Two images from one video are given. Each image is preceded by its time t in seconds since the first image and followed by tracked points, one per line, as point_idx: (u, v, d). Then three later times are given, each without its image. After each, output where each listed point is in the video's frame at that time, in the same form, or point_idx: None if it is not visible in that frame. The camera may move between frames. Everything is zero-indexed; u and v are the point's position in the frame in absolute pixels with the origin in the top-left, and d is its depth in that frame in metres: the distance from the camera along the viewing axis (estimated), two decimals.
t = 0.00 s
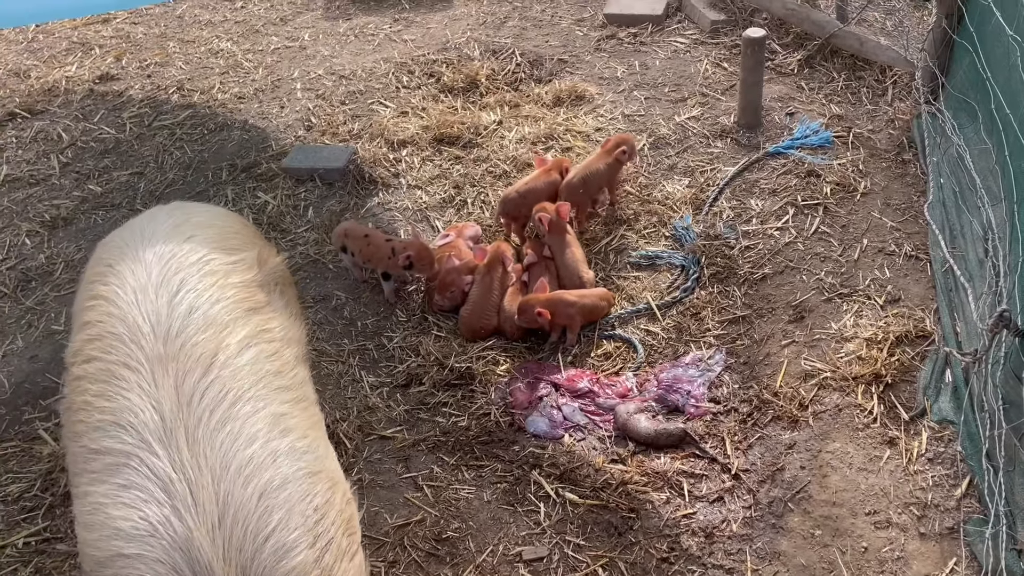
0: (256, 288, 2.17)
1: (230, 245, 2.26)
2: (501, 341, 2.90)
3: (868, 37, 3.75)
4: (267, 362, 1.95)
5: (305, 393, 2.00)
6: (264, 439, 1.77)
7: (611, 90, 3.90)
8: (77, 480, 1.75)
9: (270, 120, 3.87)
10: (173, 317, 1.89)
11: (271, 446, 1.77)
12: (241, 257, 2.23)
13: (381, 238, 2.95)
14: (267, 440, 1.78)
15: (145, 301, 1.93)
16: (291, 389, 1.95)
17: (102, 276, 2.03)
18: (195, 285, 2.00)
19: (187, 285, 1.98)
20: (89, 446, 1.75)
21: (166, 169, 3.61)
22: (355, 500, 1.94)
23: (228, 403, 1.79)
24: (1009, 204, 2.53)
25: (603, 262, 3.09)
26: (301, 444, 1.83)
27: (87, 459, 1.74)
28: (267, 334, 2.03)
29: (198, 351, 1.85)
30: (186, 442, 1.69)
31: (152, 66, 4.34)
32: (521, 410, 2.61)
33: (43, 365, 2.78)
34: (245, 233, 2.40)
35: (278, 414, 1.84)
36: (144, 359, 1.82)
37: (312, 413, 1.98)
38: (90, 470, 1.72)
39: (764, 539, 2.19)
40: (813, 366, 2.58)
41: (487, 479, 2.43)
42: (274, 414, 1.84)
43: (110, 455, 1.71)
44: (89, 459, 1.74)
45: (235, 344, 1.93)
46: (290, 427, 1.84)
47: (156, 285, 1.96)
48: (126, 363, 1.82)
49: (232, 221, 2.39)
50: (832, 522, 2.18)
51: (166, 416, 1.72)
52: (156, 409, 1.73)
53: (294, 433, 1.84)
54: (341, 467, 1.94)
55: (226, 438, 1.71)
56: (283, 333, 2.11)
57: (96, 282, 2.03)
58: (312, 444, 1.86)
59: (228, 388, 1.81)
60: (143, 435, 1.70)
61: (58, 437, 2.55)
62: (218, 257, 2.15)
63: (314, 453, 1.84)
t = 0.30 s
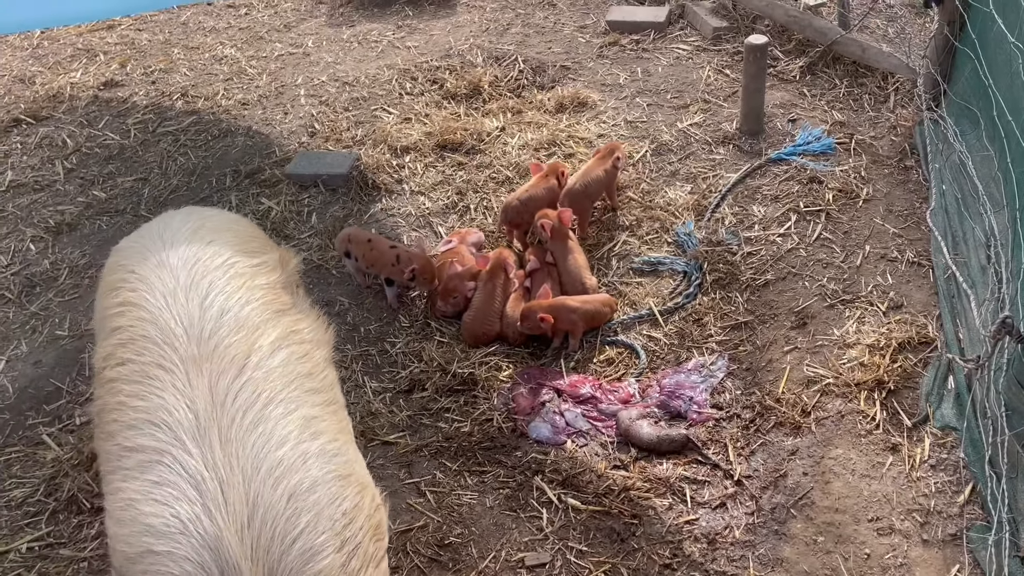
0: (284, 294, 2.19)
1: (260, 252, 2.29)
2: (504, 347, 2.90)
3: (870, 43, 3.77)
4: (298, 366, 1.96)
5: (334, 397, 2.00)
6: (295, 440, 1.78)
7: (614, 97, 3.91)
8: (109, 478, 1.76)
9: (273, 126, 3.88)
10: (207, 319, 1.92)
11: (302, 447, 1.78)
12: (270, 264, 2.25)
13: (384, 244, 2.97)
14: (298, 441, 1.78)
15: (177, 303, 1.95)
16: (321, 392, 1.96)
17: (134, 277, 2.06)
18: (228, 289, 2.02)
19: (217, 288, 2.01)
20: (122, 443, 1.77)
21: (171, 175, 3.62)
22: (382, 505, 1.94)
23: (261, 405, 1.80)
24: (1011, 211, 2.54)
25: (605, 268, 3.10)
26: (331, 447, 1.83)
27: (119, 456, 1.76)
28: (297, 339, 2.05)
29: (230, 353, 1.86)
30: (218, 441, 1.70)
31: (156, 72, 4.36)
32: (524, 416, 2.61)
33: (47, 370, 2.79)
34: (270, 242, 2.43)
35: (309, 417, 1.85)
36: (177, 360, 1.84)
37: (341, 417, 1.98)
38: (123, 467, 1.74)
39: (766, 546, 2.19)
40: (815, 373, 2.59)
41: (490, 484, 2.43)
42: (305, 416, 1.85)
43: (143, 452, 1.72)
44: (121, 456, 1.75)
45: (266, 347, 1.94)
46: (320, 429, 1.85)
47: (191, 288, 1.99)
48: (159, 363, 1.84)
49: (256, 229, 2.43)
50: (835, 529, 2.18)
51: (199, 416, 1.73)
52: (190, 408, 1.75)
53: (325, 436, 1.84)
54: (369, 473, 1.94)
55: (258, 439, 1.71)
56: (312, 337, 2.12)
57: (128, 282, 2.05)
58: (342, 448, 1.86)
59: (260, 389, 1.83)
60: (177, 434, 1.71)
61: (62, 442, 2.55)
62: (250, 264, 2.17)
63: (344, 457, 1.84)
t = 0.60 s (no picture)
0: (292, 297, 2.19)
1: (268, 256, 2.28)
2: (504, 349, 2.89)
3: (871, 45, 3.77)
4: (305, 369, 1.95)
5: (340, 400, 2.00)
6: (301, 443, 1.77)
7: (614, 98, 3.91)
8: (115, 480, 1.75)
9: (274, 128, 3.89)
10: (213, 322, 1.91)
11: (308, 450, 1.77)
12: (278, 268, 2.25)
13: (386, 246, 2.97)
14: (304, 444, 1.77)
15: (185, 305, 1.95)
16: (327, 395, 1.96)
17: (142, 279, 2.05)
18: (235, 292, 2.02)
19: (225, 291, 2.00)
20: (129, 446, 1.76)
21: (171, 177, 3.62)
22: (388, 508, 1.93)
23: (267, 408, 1.79)
24: (1012, 212, 2.53)
25: (606, 270, 3.09)
26: (337, 450, 1.82)
27: (126, 459, 1.75)
28: (304, 342, 2.04)
29: (238, 356, 1.86)
30: (226, 444, 1.69)
31: (157, 75, 4.37)
32: (524, 418, 2.61)
33: (47, 372, 2.79)
34: (277, 245, 2.43)
35: (316, 420, 1.85)
36: (185, 362, 1.83)
37: (347, 420, 1.97)
38: (129, 470, 1.73)
39: (767, 548, 2.18)
40: (817, 374, 2.58)
41: (491, 487, 2.42)
42: (311, 419, 1.84)
43: (150, 455, 1.71)
44: (127, 459, 1.74)
45: (273, 349, 1.94)
46: (326, 433, 1.84)
47: (197, 291, 1.98)
48: (167, 365, 1.83)
49: (262, 233, 2.44)
50: (836, 531, 2.17)
51: (206, 419, 1.72)
52: (197, 411, 1.74)
53: (331, 438, 1.84)
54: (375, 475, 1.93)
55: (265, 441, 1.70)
56: (319, 340, 2.11)
57: (136, 284, 2.05)
58: (348, 450, 1.86)
59: (267, 393, 1.82)
60: (184, 436, 1.70)
61: (61, 445, 2.55)
62: (257, 268, 2.17)
63: (350, 460, 1.84)
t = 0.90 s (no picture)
0: (296, 301, 2.19)
1: (272, 260, 2.29)
2: (503, 349, 2.89)
3: (868, 44, 3.77)
4: (311, 372, 1.96)
5: (346, 402, 2.01)
6: (309, 444, 1.77)
7: (612, 98, 3.91)
8: (122, 482, 1.75)
9: (272, 130, 3.89)
10: (220, 324, 1.92)
11: (316, 451, 1.77)
12: (282, 272, 2.25)
13: (388, 245, 2.97)
14: (311, 446, 1.78)
15: (192, 308, 1.95)
16: (333, 397, 1.96)
17: (147, 281, 2.05)
18: (241, 295, 2.02)
19: (231, 294, 2.00)
20: (136, 448, 1.76)
21: (170, 179, 3.63)
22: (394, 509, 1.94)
23: (275, 410, 1.79)
24: (1010, 210, 2.53)
25: (604, 270, 3.09)
26: (344, 451, 1.83)
27: (133, 461, 1.75)
28: (310, 345, 2.04)
29: (245, 358, 1.86)
30: (234, 446, 1.69)
31: (155, 77, 4.38)
32: (522, 418, 2.61)
33: (46, 374, 2.79)
34: (280, 250, 2.44)
35: (322, 421, 1.85)
36: (192, 364, 1.83)
37: (353, 422, 1.98)
38: (137, 472, 1.73)
39: (765, 547, 2.17)
40: (815, 373, 2.58)
41: (489, 487, 2.42)
42: (318, 421, 1.85)
43: (158, 456, 1.71)
44: (135, 461, 1.74)
45: (279, 352, 1.94)
46: (333, 434, 1.85)
47: (204, 294, 1.98)
48: (174, 367, 1.83)
49: (264, 237, 2.44)
50: (834, 530, 2.17)
51: (214, 420, 1.72)
52: (205, 412, 1.74)
53: (338, 440, 1.84)
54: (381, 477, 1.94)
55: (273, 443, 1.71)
56: (323, 343, 2.12)
57: (141, 287, 2.05)
58: (355, 452, 1.86)
59: (275, 395, 1.82)
60: (192, 438, 1.70)
61: (60, 447, 2.55)
62: (261, 271, 2.18)
63: (357, 461, 1.84)
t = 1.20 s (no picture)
0: (309, 299, 2.19)
1: (282, 258, 2.28)
2: (504, 347, 2.89)
3: (869, 40, 3.76)
4: (327, 368, 1.95)
5: (361, 399, 2.00)
6: (327, 440, 1.76)
7: (613, 96, 3.91)
8: (140, 480, 1.74)
9: (272, 129, 3.89)
10: (235, 322, 1.91)
11: (334, 446, 1.76)
12: (292, 270, 2.24)
13: (386, 241, 2.96)
14: (329, 441, 1.77)
15: (206, 306, 1.94)
16: (349, 393, 1.95)
17: (159, 281, 2.04)
18: (254, 294, 2.01)
19: (245, 292, 2.00)
20: (154, 445, 1.75)
21: (169, 178, 3.63)
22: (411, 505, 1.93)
23: (293, 406, 1.78)
24: (1012, 205, 2.52)
25: (605, 267, 3.08)
26: (362, 446, 1.82)
27: (152, 459, 1.74)
28: (324, 342, 2.03)
29: (261, 355, 1.85)
30: (252, 442, 1.68)
31: (155, 76, 4.37)
32: (524, 416, 2.60)
33: (46, 374, 2.78)
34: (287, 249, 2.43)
35: (340, 417, 1.84)
36: (208, 362, 1.82)
37: (369, 418, 1.97)
38: (155, 469, 1.72)
39: (769, 544, 2.17)
40: (817, 369, 2.57)
41: (491, 485, 2.42)
42: (336, 417, 1.84)
43: (176, 453, 1.70)
44: (154, 459, 1.73)
45: (294, 348, 1.93)
46: (351, 430, 1.84)
47: (218, 293, 1.98)
48: (190, 365, 1.82)
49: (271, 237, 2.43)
50: (838, 526, 2.16)
51: (232, 417, 1.71)
52: (223, 409, 1.73)
53: (355, 436, 1.83)
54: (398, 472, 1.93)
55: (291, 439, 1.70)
56: (337, 340, 2.11)
57: (153, 286, 2.03)
58: (372, 448, 1.85)
59: (292, 391, 1.81)
60: (210, 434, 1.70)
61: (61, 447, 2.54)
62: (273, 269, 2.17)
63: (375, 457, 1.83)
